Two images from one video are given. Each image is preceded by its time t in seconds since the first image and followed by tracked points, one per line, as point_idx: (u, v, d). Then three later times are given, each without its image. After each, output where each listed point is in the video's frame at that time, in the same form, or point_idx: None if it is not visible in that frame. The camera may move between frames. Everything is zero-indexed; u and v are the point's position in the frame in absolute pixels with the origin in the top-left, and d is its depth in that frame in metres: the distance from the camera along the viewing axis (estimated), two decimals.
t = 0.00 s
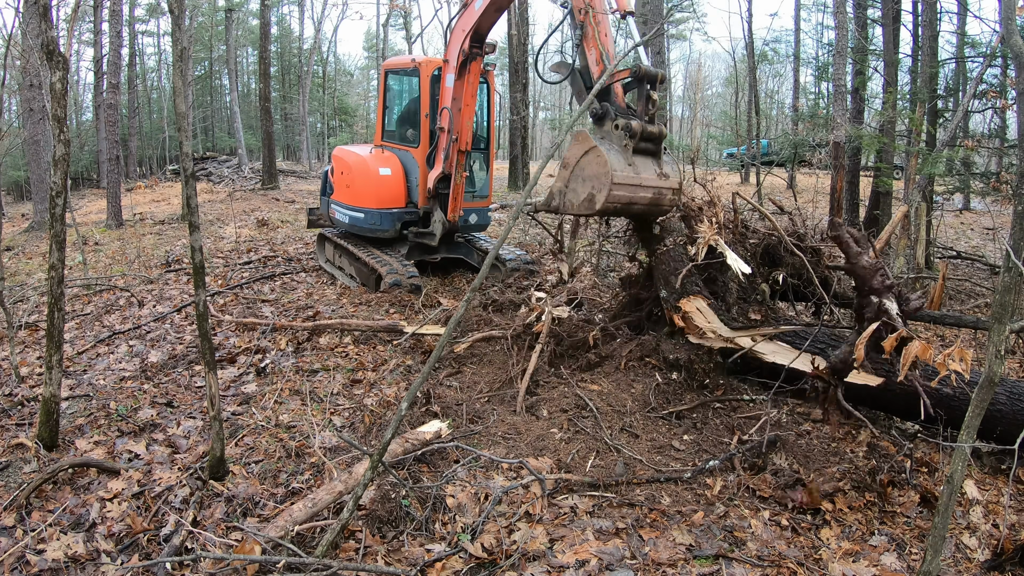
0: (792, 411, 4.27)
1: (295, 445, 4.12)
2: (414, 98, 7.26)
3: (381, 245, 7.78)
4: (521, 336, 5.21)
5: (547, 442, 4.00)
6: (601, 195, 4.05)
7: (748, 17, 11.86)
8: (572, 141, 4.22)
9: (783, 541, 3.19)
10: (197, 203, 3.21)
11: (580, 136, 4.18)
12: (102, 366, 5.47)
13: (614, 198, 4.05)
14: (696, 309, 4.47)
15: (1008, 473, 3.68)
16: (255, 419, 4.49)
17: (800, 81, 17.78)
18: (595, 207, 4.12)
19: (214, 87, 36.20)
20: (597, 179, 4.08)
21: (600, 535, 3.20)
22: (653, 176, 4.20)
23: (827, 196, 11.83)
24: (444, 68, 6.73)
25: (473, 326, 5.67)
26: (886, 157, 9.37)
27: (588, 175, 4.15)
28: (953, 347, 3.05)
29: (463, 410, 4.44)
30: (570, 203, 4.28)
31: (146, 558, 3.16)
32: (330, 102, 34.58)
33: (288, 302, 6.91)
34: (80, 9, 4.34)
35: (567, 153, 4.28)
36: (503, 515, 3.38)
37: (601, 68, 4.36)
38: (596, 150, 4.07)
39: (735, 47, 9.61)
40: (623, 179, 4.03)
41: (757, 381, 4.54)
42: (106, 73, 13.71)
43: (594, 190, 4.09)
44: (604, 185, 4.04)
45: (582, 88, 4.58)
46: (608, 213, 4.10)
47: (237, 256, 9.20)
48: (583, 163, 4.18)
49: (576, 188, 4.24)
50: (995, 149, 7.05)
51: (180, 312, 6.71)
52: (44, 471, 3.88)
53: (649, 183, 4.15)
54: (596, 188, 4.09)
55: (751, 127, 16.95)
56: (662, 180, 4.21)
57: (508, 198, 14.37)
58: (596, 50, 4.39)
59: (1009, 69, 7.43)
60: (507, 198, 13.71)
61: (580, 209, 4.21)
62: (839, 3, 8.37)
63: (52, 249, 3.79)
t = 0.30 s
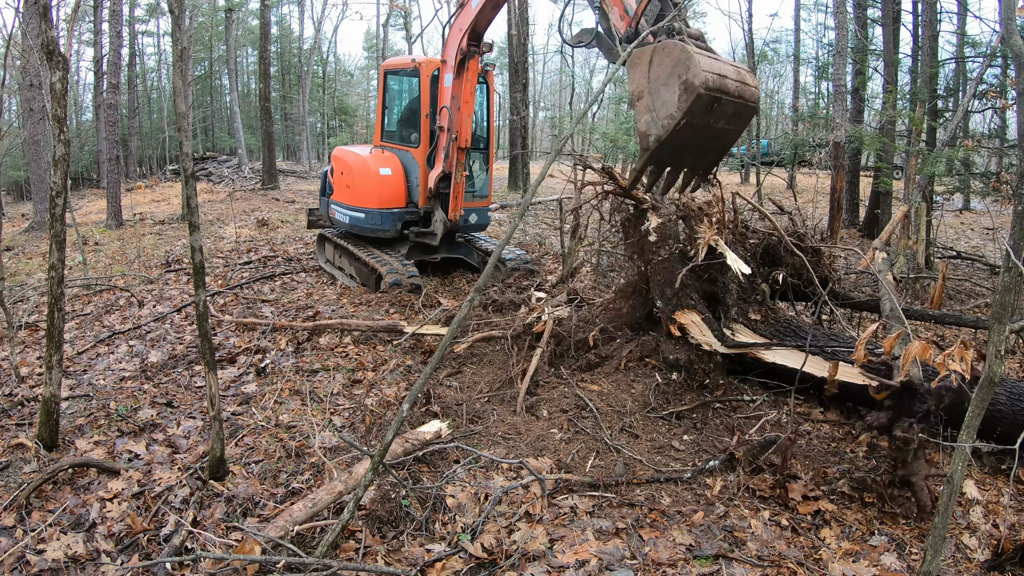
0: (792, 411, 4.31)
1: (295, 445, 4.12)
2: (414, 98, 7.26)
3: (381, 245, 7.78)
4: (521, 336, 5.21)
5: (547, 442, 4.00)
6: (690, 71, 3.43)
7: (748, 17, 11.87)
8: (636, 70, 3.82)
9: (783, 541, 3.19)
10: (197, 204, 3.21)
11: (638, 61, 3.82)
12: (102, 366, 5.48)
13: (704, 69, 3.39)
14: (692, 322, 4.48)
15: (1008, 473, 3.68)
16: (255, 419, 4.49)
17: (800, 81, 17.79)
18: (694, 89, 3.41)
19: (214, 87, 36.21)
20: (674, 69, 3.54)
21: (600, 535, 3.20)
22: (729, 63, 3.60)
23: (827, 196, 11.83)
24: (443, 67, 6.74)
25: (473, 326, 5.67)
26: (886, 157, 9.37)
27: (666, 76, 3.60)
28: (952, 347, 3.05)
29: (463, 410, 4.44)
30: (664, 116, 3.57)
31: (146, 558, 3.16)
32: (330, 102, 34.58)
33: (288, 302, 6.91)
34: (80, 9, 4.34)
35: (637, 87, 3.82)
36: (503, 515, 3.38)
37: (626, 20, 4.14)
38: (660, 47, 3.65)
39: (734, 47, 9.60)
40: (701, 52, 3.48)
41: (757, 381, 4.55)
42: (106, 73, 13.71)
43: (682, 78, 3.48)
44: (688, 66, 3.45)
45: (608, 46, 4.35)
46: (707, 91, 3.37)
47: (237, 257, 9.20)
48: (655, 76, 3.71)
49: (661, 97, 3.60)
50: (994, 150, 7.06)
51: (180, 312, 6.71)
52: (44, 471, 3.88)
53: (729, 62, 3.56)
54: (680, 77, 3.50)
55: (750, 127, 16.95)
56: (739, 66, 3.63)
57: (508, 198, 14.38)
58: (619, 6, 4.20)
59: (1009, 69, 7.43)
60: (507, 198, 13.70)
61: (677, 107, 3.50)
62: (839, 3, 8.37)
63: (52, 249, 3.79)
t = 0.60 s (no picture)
0: (792, 411, 4.31)
1: (295, 445, 4.12)
2: (415, 97, 7.24)
3: (381, 245, 7.78)
4: (522, 336, 5.22)
5: (547, 442, 4.00)
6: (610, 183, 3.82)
7: (748, 17, 11.87)
8: (568, 169, 4.18)
9: (783, 541, 3.19)
10: (197, 204, 3.21)
11: (570, 160, 4.18)
12: (102, 366, 5.48)
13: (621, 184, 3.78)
14: (687, 314, 4.56)
15: (1008, 473, 3.67)
16: (255, 419, 4.49)
17: (800, 81, 17.79)
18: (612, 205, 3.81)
19: (214, 87, 36.21)
20: (598, 179, 3.93)
21: (600, 535, 3.20)
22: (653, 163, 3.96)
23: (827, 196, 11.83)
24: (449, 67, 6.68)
25: (473, 326, 5.67)
26: (886, 157, 9.37)
27: (592, 183, 4.01)
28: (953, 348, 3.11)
29: (463, 410, 4.44)
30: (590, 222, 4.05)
31: (146, 558, 3.16)
32: (330, 102, 34.58)
33: (288, 302, 6.91)
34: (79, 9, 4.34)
35: (568, 185, 4.24)
36: (503, 515, 3.38)
37: (588, 101, 4.36)
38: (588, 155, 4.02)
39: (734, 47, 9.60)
40: (621, 163, 3.84)
41: (757, 381, 4.58)
42: (106, 73, 13.71)
43: (602, 191, 3.87)
44: (608, 178, 3.83)
45: (566, 112, 4.59)
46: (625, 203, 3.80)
47: (237, 257, 9.20)
48: (584, 177, 4.08)
49: (590, 203, 4.03)
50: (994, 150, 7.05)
51: (180, 313, 6.71)
52: (44, 471, 3.88)
53: (649, 165, 3.91)
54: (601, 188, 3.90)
55: (751, 127, 16.96)
56: (660, 164, 3.97)
57: (508, 198, 14.38)
58: (585, 83, 4.38)
59: (1009, 69, 7.43)
60: (508, 198, 13.71)
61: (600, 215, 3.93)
62: (839, 3, 8.37)
63: (52, 249, 3.79)
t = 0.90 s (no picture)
0: (792, 411, 4.31)
1: (295, 445, 4.12)
2: (414, 97, 7.24)
3: (380, 245, 7.78)
4: (522, 335, 5.22)
5: (547, 442, 4.00)
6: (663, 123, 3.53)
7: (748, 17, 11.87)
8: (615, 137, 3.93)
9: (783, 541, 3.19)
10: (197, 204, 3.21)
11: (613, 129, 3.97)
12: (102, 366, 5.48)
13: (675, 121, 3.50)
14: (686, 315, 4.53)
15: (1008, 473, 3.67)
16: (255, 419, 4.49)
17: (800, 81, 17.80)
18: (672, 144, 3.49)
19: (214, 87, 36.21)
20: (649, 128, 3.65)
21: (600, 535, 3.20)
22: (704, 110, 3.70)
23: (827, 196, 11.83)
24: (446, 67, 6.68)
25: (473, 326, 5.67)
26: (886, 157, 9.37)
27: (642, 138, 3.72)
28: (953, 348, 3.07)
29: (463, 410, 4.44)
30: (647, 176, 3.66)
31: (146, 558, 3.16)
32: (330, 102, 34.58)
33: (288, 302, 6.91)
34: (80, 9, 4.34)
35: (616, 155, 3.95)
36: (503, 515, 3.38)
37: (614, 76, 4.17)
38: (630, 112, 3.80)
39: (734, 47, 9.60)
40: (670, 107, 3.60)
41: (757, 381, 4.57)
42: (106, 74, 13.70)
43: (656, 136, 3.58)
44: (659, 121, 3.56)
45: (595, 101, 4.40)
46: (684, 138, 3.46)
47: (237, 257, 9.20)
48: (630, 136, 3.81)
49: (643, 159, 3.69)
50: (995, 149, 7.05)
51: (180, 312, 6.71)
52: (44, 471, 3.88)
53: (702, 111, 3.66)
54: (654, 134, 3.61)
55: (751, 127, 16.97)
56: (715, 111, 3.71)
57: (508, 198, 14.38)
58: (608, 63, 4.21)
59: (1009, 69, 7.43)
60: (508, 198, 13.71)
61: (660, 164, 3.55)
62: (839, 3, 8.37)
63: (52, 249, 3.79)
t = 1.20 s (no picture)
0: (792, 411, 4.31)
1: (295, 445, 4.12)
2: (414, 97, 7.23)
3: (381, 245, 7.78)
4: (522, 336, 5.22)
5: (547, 442, 4.00)
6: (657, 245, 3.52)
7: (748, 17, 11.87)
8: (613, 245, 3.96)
9: (783, 541, 3.19)
10: (197, 204, 3.22)
11: (609, 234, 4.02)
12: (102, 366, 5.48)
13: (669, 241, 3.49)
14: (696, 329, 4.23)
15: (1008, 473, 3.67)
16: (255, 419, 4.49)
17: (800, 81, 17.80)
18: (663, 265, 3.48)
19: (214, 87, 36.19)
20: (645, 245, 3.65)
21: (600, 535, 3.20)
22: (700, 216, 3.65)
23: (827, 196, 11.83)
24: (456, 71, 6.54)
25: (473, 326, 5.67)
26: (886, 157, 9.38)
27: (635, 252, 3.75)
28: (953, 347, 3.05)
29: (463, 410, 4.44)
30: (643, 293, 3.69)
31: (146, 558, 3.16)
32: (330, 102, 34.58)
33: (288, 302, 6.91)
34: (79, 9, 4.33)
35: (612, 262, 4.01)
36: (502, 515, 3.38)
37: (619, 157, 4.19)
38: (626, 224, 3.82)
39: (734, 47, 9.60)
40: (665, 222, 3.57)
41: (757, 381, 4.58)
42: (106, 73, 13.70)
43: (649, 254, 3.58)
44: (652, 239, 3.56)
45: (599, 176, 4.45)
46: (679, 262, 3.46)
47: (237, 257, 9.20)
48: (625, 248, 3.83)
49: (638, 275, 3.71)
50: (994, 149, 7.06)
51: (180, 312, 6.71)
52: (44, 471, 3.88)
53: (698, 219, 3.62)
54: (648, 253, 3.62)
55: (751, 127, 16.98)
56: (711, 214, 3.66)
57: (508, 198, 14.39)
58: (615, 146, 4.22)
59: (1009, 69, 7.43)
60: (508, 198, 13.73)
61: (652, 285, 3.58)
62: (839, 3, 8.38)
63: (52, 249, 3.79)
